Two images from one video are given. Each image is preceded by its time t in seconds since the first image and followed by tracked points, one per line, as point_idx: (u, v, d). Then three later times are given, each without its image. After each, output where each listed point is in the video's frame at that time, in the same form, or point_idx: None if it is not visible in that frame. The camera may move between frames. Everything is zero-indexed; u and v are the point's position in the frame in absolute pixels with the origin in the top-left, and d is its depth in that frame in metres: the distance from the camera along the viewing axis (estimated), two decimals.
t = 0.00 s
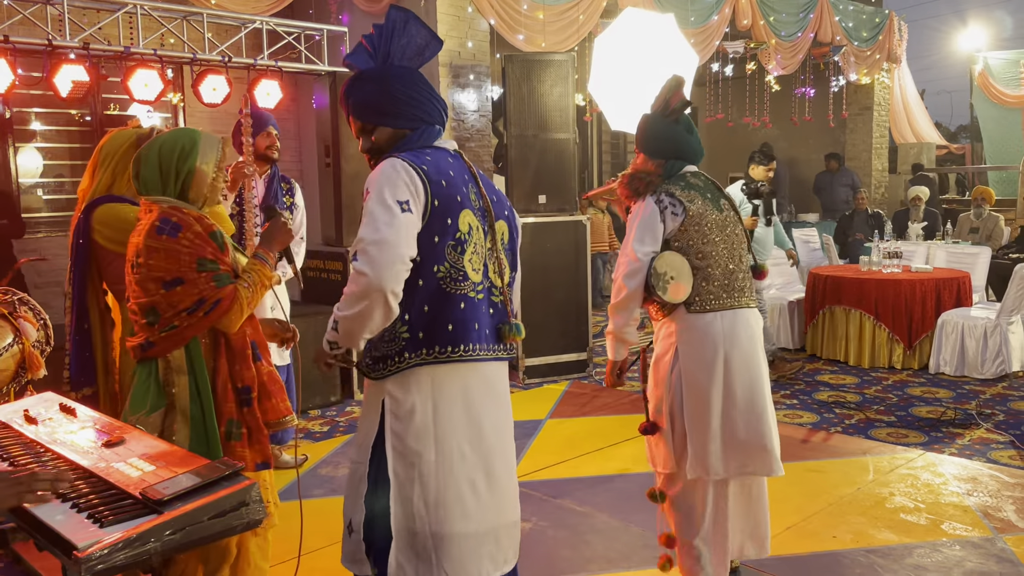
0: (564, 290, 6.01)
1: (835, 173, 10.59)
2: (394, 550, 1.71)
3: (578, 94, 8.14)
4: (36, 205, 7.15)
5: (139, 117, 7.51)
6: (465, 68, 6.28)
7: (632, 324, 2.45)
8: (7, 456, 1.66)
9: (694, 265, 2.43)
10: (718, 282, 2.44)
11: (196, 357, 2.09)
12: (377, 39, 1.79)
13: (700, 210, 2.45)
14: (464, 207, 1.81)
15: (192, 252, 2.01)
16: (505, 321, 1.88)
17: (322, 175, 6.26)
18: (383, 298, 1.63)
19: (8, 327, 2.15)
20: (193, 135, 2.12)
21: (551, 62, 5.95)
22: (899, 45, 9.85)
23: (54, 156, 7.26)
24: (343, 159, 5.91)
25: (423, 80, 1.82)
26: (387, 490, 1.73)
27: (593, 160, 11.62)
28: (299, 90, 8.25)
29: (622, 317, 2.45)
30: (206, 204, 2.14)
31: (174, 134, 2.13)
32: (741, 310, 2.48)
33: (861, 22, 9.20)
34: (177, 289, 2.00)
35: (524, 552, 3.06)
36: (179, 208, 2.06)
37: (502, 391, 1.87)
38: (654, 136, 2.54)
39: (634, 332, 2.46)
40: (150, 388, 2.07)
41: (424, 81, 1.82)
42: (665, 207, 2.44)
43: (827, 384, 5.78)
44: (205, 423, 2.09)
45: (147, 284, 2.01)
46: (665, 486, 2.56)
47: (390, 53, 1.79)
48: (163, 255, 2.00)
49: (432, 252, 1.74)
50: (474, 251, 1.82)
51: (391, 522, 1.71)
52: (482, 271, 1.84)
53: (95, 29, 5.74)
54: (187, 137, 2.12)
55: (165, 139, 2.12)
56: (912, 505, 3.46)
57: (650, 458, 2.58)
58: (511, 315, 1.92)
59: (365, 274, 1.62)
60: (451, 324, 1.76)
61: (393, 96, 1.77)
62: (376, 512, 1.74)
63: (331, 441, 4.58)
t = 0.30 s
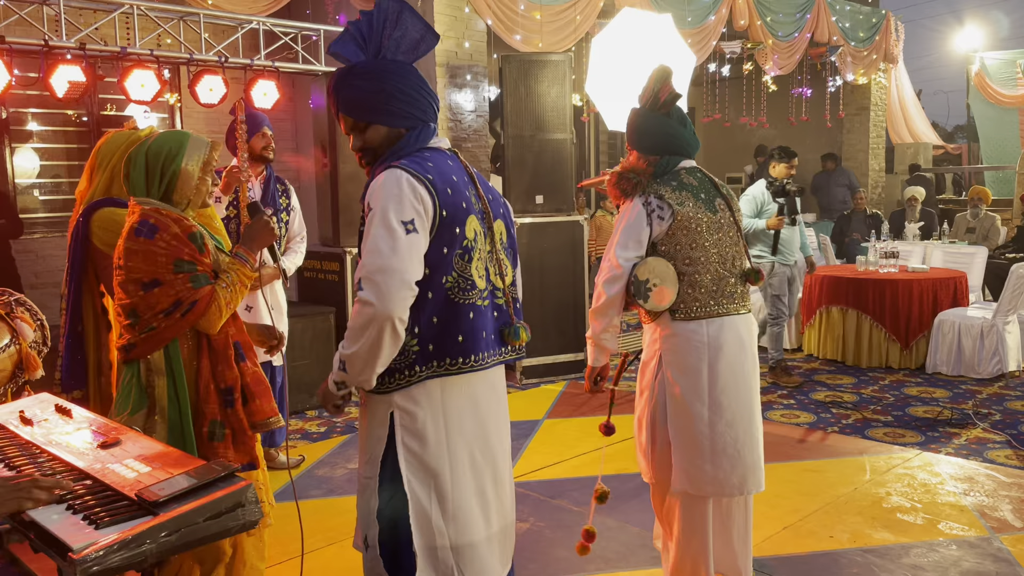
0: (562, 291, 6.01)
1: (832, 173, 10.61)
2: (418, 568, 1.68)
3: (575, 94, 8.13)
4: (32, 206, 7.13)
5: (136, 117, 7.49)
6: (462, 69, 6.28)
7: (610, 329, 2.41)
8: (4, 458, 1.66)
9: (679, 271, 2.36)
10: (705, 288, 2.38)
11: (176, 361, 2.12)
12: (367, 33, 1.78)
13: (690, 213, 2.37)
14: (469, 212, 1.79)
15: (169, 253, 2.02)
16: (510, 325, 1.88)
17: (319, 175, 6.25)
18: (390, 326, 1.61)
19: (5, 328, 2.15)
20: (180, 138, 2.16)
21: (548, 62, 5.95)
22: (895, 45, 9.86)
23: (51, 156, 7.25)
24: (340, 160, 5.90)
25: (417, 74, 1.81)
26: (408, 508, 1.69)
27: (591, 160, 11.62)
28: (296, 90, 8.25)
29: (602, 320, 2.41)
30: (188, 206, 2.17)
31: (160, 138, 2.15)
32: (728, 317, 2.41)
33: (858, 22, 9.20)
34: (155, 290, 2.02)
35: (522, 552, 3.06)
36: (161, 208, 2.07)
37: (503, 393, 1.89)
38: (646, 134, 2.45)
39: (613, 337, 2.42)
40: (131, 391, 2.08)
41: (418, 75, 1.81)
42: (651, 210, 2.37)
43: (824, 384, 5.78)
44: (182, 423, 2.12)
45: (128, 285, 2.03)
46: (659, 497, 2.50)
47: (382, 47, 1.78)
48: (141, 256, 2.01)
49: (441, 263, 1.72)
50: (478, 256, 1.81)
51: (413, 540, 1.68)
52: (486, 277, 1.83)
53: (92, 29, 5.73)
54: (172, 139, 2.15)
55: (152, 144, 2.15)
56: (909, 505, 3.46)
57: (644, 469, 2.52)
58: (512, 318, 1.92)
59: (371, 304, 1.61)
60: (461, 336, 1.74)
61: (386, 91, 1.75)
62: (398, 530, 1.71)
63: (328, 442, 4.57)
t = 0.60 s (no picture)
0: (560, 291, 6.02)
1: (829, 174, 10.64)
2: None
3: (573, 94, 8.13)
4: (29, 207, 7.13)
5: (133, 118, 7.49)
6: (460, 69, 6.28)
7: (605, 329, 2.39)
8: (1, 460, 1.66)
9: (678, 270, 2.31)
10: (706, 287, 2.33)
11: (174, 361, 2.14)
12: (363, 25, 1.77)
13: (691, 213, 2.32)
14: (479, 217, 1.79)
15: (161, 254, 2.02)
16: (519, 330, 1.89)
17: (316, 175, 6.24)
18: (410, 340, 1.59)
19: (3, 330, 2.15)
20: (169, 138, 2.15)
21: (545, 63, 5.96)
22: (893, 46, 9.88)
23: (48, 157, 7.24)
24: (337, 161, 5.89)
25: (418, 71, 1.81)
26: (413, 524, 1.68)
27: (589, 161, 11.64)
28: (293, 91, 8.26)
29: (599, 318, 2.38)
30: (179, 207, 2.16)
31: (148, 139, 2.16)
32: (726, 315, 2.35)
33: (855, 23, 9.22)
34: (149, 291, 2.02)
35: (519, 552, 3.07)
36: (151, 210, 2.07)
37: (512, 399, 1.90)
38: (662, 126, 2.37)
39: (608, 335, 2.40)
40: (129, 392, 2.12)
41: (419, 71, 1.81)
42: (651, 208, 2.31)
43: (822, 385, 5.79)
44: (179, 422, 2.15)
45: (121, 287, 2.02)
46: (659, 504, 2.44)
47: (380, 42, 1.78)
48: (133, 258, 2.01)
49: (453, 270, 1.71)
50: (488, 262, 1.80)
51: (419, 554, 1.67)
52: (496, 282, 1.83)
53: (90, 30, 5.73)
54: (161, 139, 2.15)
55: (141, 145, 2.15)
56: (906, 505, 3.47)
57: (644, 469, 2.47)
58: (519, 322, 1.92)
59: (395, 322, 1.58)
60: (475, 344, 1.74)
61: (384, 89, 1.74)
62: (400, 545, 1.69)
63: (326, 443, 4.58)
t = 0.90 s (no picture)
0: (558, 292, 6.02)
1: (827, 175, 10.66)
2: None
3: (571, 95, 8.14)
4: (27, 209, 7.13)
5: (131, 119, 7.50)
6: (458, 71, 6.29)
7: (624, 335, 2.35)
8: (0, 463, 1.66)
9: (696, 275, 2.27)
10: (728, 295, 2.28)
11: (181, 361, 2.15)
12: (359, 29, 1.77)
13: (710, 219, 2.28)
14: (478, 224, 1.77)
15: (162, 253, 2.03)
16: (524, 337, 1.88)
17: (314, 176, 6.23)
18: (410, 341, 1.58)
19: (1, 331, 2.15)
20: (159, 140, 2.15)
21: (543, 64, 5.95)
22: (891, 47, 9.89)
23: (46, 159, 7.24)
24: (336, 162, 5.88)
25: (415, 71, 1.79)
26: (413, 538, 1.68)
27: (587, 162, 11.65)
28: (292, 92, 8.29)
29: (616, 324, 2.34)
30: (175, 208, 2.16)
31: (138, 143, 2.16)
32: (746, 321, 2.29)
33: (853, 24, 9.23)
34: (153, 291, 2.02)
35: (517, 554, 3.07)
36: (147, 212, 2.07)
37: (519, 407, 1.90)
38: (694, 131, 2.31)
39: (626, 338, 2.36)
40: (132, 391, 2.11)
41: (416, 72, 1.79)
42: (670, 213, 2.28)
43: (820, 385, 5.80)
44: (186, 419, 2.15)
45: (124, 289, 2.02)
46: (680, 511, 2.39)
47: (374, 44, 1.77)
48: (134, 260, 2.01)
49: (449, 280, 1.69)
50: (489, 270, 1.79)
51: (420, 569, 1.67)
52: (498, 290, 1.81)
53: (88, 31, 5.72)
54: (151, 141, 2.15)
55: (135, 147, 2.15)
56: (904, 506, 3.47)
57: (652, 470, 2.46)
58: (524, 330, 1.90)
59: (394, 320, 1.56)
60: (474, 357, 1.72)
61: (379, 92, 1.73)
62: (398, 557, 1.70)
63: (324, 444, 4.58)
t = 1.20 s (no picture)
0: (557, 293, 6.02)
1: (826, 176, 10.69)
2: None
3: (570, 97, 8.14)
4: (26, 210, 7.17)
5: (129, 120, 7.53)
6: (457, 71, 6.29)
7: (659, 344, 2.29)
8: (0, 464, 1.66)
9: (736, 286, 2.22)
10: (768, 308, 2.23)
11: (188, 359, 2.16)
12: (367, 29, 1.76)
13: (755, 227, 2.22)
14: (482, 229, 1.76)
15: (168, 252, 2.04)
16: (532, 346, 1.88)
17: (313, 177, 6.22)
18: (387, 368, 1.57)
19: None
20: (156, 140, 2.15)
21: (543, 65, 5.96)
22: (889, 48, 9.90)
23: (45, 160, 7.31)
24: (335, 163, 5.88)
25: (424, 74, 1.79)
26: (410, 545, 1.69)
27: (585, 163, 11.66)
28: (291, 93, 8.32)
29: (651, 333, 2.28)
30: (174, 210, 2.15)
31: (134, 143, 2.15)
32: (787, 339, 2.24)
33: (851, 26, 9.24)
34: (160, 289, 2.04)
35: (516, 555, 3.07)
36: (149, 213, 2.08)
37: (525, 417, 1.89)
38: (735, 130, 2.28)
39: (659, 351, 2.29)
40: (136, 391, 2.11)
41: (425, 75, 1.79)
42: (714, 220, 2.22)
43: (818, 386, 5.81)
44: (194, 416, 2.17)
45: (129, 289, 2.03)
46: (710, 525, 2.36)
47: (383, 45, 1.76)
48: (139, 261, 2.02)
49: (448, 288, 1.69)
50: (493, 276, 1.78)
51: None
52: (504, 296, 1.81)
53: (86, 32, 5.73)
54: (148, 142, 2.15)
55: (136, 149, 2.15)
56: (902, 507, 3.47)
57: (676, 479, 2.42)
58: (530, 337, 1.89)
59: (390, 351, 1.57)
60: (475, 366, 1.72)
61: (387, 96, 1.73)
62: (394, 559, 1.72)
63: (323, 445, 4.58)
